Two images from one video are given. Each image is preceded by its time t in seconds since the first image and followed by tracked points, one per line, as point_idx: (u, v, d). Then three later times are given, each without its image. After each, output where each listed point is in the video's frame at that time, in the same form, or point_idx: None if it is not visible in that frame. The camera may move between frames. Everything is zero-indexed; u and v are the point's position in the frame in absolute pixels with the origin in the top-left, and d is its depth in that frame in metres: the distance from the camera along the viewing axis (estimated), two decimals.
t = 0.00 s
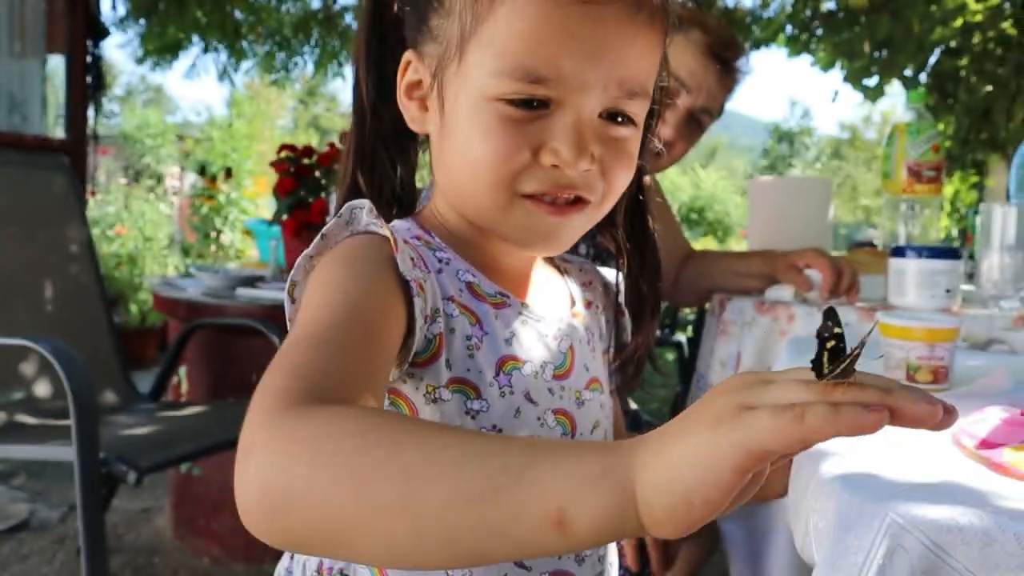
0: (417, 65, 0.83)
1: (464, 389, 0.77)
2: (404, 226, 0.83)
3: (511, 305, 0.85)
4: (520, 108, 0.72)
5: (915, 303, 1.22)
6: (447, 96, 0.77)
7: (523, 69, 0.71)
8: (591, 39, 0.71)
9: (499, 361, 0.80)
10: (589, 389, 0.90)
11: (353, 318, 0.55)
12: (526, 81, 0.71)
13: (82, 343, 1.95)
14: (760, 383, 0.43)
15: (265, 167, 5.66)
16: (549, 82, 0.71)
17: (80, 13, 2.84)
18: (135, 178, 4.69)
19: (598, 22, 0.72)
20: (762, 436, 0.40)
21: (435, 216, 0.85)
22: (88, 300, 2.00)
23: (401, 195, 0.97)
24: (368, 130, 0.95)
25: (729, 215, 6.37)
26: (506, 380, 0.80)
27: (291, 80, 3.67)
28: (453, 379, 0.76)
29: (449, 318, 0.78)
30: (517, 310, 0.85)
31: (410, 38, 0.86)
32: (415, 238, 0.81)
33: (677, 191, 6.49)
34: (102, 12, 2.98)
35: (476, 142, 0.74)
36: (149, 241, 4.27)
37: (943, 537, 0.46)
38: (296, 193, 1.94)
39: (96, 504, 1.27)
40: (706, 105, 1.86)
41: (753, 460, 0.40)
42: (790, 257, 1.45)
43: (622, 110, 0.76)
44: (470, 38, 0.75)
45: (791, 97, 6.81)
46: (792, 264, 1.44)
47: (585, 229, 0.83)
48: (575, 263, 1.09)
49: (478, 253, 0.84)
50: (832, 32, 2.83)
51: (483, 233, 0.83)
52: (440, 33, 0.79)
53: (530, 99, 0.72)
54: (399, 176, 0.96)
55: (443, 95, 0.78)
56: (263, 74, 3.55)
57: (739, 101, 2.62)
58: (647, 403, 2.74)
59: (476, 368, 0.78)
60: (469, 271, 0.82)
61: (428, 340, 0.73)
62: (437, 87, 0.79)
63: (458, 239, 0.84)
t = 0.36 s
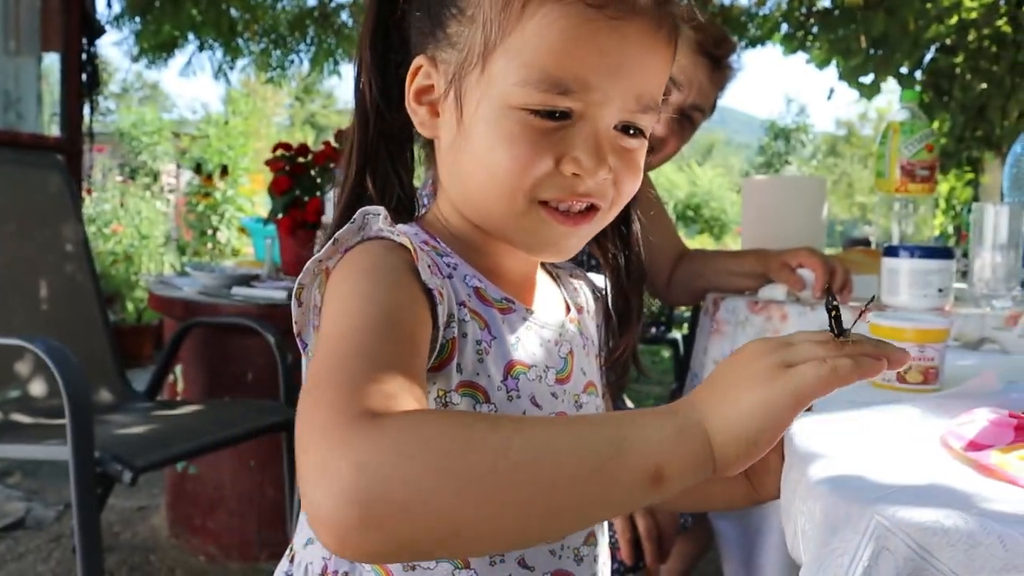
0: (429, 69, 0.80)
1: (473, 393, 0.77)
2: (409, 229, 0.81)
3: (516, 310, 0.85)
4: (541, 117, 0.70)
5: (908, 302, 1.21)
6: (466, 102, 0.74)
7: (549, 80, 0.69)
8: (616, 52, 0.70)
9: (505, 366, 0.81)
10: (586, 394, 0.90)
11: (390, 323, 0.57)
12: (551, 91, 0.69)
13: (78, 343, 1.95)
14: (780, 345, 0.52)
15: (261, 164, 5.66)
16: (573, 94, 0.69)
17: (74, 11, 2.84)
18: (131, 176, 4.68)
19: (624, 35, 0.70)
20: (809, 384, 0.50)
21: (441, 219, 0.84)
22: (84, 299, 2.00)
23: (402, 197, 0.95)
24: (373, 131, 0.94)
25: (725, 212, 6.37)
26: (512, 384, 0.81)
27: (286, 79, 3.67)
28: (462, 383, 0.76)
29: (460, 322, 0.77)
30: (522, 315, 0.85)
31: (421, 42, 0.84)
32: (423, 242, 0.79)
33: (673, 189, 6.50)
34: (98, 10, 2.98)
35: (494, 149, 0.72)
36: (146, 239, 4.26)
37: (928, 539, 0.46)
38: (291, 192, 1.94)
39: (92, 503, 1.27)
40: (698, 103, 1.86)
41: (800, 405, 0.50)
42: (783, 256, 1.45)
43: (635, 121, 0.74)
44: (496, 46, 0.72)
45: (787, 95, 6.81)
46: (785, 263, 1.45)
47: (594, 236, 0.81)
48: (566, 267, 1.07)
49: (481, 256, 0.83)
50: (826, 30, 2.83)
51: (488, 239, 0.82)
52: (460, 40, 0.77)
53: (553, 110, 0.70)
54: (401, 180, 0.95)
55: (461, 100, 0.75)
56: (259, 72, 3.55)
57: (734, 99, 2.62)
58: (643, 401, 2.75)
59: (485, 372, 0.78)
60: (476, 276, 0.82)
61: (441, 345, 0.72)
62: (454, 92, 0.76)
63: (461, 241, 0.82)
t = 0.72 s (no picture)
0: (457, 110, 0.77)
1: (490, 426, 0.79)
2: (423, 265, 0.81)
3: (527, 344, 0.86)
4: (582, 168, 0.71)
5: (897, 323, 1.22)
6: (507, 150, 0.73)
7: (593, 133, 0.70)
8: (659, 109, 0.71)
9: (519, 400, 0.82)
10: (588, 421, 0.90)
11: (444, 384, 0.61)
12: (593, 143, 0.70)
13: (74, 369, 1.95)
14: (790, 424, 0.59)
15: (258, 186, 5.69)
16: (614, 145, 0.70)
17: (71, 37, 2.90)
18: (127, 200, 4.69)
19: (661, 90, 0.72)
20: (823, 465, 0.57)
21: (452, 252, 0.84)
22: (81, 325, 2.01)
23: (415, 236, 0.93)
24: (387, 168, 0.91)
25: (721, 230, 6.40)
26: (526, 417, 0.82)
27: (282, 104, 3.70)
28: (480, 418, 0.78)
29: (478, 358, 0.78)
30: (533, 349, 0.86)
31: (452, 83, 0.80)
32: (436, 279, 0.80)
33: (668, 208, 6.54)
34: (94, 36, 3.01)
35: (529, 197, 0.72)
36: (142, 263, 4.26)
37: (907, 564, 0.47)
38: (288, 218, 1.96)
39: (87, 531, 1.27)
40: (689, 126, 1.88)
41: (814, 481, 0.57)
42: (774, 279, 1.46)
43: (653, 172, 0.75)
44: (547, 98, 0.72)
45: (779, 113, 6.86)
46: (776, 285, 1.46)
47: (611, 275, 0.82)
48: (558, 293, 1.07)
49: (491, 289, 0.84)
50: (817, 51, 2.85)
51: (502, 275, 0.82)
52: (505, 88, 0.75)
53: (595, 162, 0.70)
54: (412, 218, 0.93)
55: (502, 147, 0.74)
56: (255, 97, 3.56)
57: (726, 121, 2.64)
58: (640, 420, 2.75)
59: (501, 406, 0.80)
60: (489, 312, 0.83)
61: (466, 384, 0.73)
62: (493, 138, 0.74)
63: (473, 275, 0.83)
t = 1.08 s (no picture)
0: (450, 163, 0.78)
1: (479, 466, 0.79)
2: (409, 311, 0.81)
3: (510, 386, 0.87)
4: (571, 226, 0.72)
5: (871, 352, 1.24)
6: (499, 205, 0.74)
7: (581, 191, 0.72)
8: (643, 170, 0.73)
9: (505, 441, 0.82)
10: (566, 460, 0.91)
11: (437, 425, 0.63)
12: (582, 202, 0.72)
13: (57, 406, 1.95)
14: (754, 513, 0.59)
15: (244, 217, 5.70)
16: (601, 204, 0.72)
17: (57, 73, 2.97)
18: (114, 233, 4.69)
19: (646, 152, 0.74)
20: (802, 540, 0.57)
21: (437, 296, 0.85)
22: (64, 362, 2.01)
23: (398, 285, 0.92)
24: (381, 214, 0.91)
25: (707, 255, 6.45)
26: (512, 456, 0.83)
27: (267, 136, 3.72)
28: (469, 458, 0.78)
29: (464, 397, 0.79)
30: (516, 391, 0.87)
31: (446, 137, 0.81)
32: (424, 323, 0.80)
33: (655, 234, 6.58)
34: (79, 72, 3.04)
35: (519, 249, 0.73)
36: (128, 296, 4.25)
37: None
38: (271, 251, 1.97)
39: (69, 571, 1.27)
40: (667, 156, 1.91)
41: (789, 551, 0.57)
42: (749, 310, 1.47)
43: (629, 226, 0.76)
44: (542, 158, 0.73)
45: (762, 138, 6.94)
46: (752, 316, 1.46)
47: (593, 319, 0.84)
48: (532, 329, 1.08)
49: (475, 334, 0.85)
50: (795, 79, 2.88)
51: (485, 320, 0.83)
52: (499, 145, 0.75)
53: (580, 220, 0.72)
54: (398, 261, 0.93)
55: (496, 201, 0.75)
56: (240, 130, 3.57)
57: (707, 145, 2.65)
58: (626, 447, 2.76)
59: (489, 446, 0.81)
60: (474, 355, 0.84)
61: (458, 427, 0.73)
62: (485, 193, 0.75)
63: (458, 317, 0.84)
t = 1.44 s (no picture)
0: (433, 216, 0.79)
1: (454, 506, 0.80)
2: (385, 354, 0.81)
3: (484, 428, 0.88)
4: (547, 279, 0.74)
5: (842, 381, 1.25)
6: (479, 258, 0.76)
7: (557, 248, 0.73)
8: (617, 227, 0.75)
9: (479, 481, 0.84)
10: (536, 496, 0.92)
11: (416, 468, 0.65)
12: (559, 257, 0.73)
13: (36, 446, 1.94)
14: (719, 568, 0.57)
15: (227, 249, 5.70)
16: (577, 260, 0.73)
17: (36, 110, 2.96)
18: (95, 267, 4.68)
19: (620, 212, 0.76)
20: None
21: (414, 339, 0.85)
22: (42, 402, 2.00)
23: (381, 330, 0.92)
24: (367, 260, 0.92)
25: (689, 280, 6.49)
26: (486, 495, 0.84)
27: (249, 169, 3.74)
28: (445, 498, 0.79)
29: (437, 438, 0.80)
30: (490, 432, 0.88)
31: (429, 189, 0.83)
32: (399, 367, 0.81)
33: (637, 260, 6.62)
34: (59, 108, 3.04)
35: (498, 302, 0.75)
36: (109, 330, 4.23)
37: None
38: (251, 287, 1.98)
39: None
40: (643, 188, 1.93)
41: None
42: (723, 341, 1.49)
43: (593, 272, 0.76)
44: (523, 214, 0.74)
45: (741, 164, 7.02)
46: (725, 347, 1.48)
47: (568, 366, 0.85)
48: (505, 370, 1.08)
49: (450, 377, 0.85)
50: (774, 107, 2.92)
51: (462, 364, 0.84)
52: (482, 200, 0.77)
53: (556, 274, 0.74)
54: (378, 305, 0.93)
55: (479, 258, 0.77)
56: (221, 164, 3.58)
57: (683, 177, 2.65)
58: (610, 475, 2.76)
59: (463, 486, 0.82)
60: (450, 398, 0.85)
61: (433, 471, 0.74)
62: (466, 246, 0.77)
63: (433, 360, 0.84)
